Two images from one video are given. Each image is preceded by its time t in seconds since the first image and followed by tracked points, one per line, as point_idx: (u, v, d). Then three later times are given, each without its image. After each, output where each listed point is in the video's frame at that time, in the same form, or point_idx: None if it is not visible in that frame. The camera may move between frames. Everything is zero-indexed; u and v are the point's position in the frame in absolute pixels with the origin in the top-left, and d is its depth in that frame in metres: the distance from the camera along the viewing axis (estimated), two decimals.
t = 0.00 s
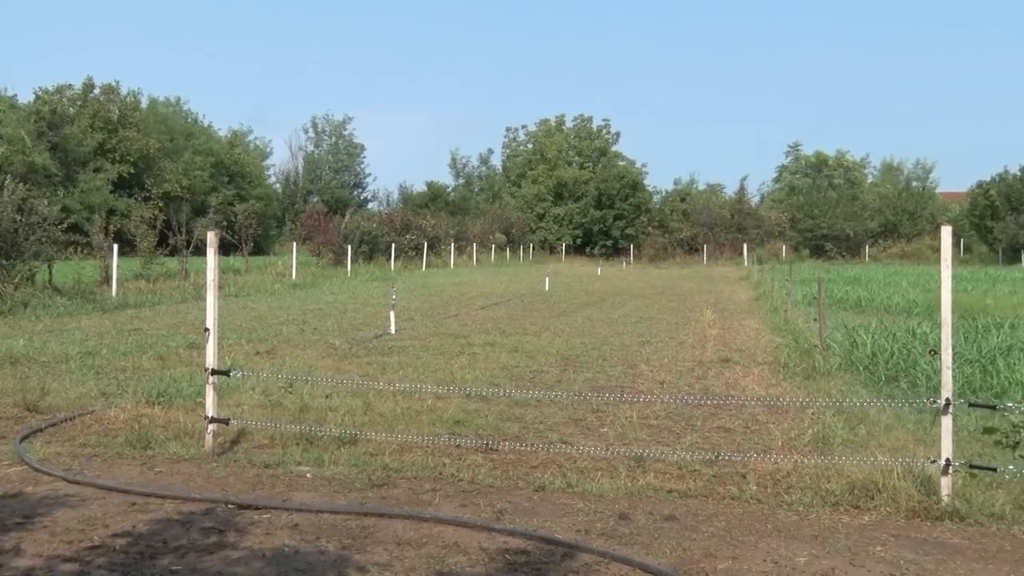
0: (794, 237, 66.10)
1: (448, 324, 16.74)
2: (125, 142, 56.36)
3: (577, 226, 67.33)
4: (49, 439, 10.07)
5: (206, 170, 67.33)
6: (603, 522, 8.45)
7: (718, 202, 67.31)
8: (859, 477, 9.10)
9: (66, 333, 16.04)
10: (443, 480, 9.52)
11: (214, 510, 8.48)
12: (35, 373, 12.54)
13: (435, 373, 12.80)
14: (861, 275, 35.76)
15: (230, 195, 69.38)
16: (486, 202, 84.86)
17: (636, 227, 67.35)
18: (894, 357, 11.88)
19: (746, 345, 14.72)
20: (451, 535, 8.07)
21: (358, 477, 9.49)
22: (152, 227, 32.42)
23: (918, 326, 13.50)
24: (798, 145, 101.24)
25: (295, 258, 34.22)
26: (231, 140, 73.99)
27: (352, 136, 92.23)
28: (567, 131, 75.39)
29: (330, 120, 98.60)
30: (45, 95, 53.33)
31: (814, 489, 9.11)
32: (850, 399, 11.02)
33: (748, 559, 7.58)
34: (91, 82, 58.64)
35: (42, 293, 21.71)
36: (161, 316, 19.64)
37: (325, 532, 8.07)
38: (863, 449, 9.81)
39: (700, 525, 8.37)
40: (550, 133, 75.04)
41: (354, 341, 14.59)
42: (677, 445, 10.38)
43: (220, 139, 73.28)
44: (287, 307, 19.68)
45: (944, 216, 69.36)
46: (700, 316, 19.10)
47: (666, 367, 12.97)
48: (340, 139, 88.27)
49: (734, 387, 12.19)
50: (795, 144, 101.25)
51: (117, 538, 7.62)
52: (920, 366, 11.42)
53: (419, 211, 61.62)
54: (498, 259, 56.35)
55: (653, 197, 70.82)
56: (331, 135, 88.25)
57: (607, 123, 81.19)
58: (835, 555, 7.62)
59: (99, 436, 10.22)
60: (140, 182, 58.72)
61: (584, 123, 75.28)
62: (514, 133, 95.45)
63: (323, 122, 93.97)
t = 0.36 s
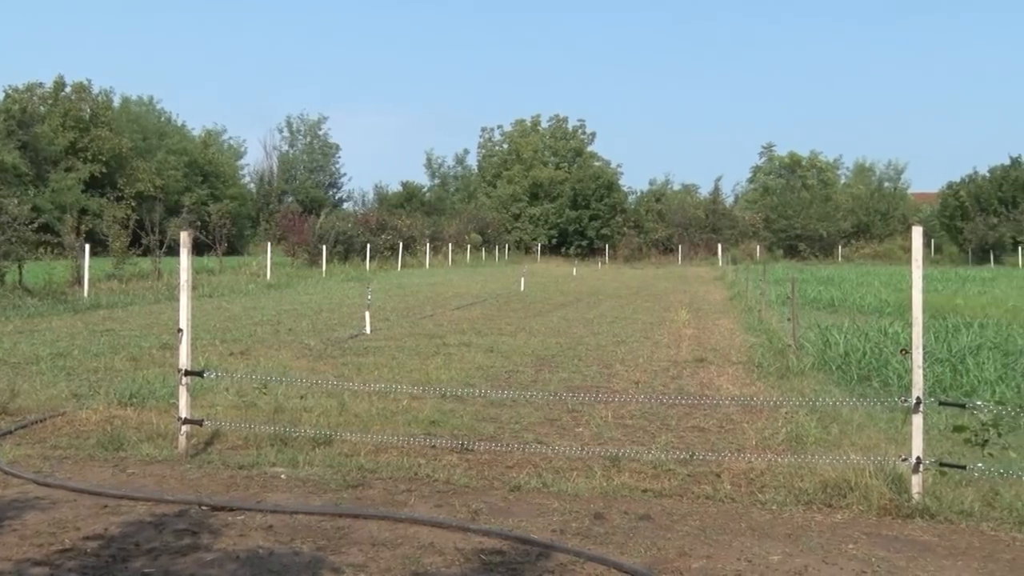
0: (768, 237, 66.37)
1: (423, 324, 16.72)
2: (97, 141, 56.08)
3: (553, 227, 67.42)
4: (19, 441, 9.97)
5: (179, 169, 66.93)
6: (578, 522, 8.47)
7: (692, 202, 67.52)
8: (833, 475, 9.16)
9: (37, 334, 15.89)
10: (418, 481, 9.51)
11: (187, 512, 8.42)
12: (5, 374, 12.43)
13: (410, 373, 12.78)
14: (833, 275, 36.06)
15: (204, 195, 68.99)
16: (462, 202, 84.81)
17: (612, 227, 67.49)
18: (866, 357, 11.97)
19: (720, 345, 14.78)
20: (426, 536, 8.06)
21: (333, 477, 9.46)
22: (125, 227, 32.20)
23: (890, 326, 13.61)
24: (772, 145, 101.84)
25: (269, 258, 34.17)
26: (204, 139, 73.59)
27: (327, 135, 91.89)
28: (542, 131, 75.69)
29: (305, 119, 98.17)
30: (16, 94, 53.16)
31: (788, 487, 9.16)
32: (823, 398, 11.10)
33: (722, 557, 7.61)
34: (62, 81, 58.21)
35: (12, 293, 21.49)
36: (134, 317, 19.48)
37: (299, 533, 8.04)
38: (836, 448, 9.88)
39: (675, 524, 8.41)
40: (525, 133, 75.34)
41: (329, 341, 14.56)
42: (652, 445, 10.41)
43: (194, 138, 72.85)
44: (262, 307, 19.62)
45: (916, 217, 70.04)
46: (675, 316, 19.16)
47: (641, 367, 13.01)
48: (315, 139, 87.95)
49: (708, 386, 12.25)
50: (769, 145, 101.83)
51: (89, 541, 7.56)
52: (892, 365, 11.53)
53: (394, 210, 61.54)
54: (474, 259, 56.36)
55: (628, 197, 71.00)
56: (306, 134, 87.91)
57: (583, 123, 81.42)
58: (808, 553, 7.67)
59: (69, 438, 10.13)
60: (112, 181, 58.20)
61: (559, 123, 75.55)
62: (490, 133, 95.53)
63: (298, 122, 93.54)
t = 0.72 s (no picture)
0: (744, 237, 66.59)
1: (401, 325, 16.70)
2: (70, 140, 55.58)
3: (530, 227, 67.48)
4: None
5: (154, 169, 66.50)
6: (556, 522, 8.48)
7: (669, 202, 67.66)
8: (808, 474, 9.21)
9: (10, 335, 15.74)
10: (396, 481, 9.50)
11: (163, 513, 8.37)
12: None
13: (388, 373, 12.76)
14: (807, 275, 36.33)
15: (180, 195, 68.60)
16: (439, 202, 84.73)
17: (589, 227, 67.75)
18: (841, 356, 12.05)
19: (697, 345, 14.84)
20: (403, 536, 8.05)
21: (310, 478, 9.43)
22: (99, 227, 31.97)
23: (865, 325, 13.71)
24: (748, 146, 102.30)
25: (246, 258, 34.15)
26: (180, 139, 73.14)
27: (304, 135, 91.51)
28: (519, 131, 75.87)
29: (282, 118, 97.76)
30: None
31: (764, 486, 9.21)
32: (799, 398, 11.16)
33: (698, 557, 7.64)
34: (35, 79, 57.69)
35: None
36: (109, 318, 19.33)
37: (276, 534, 8.00)
38: (812, 447, 9.95)
39: (652, 523, 8.44)
40: (503, 133, 75.59)
41: (306, 341, 14.52)
42: (629, 445, 10.43)
43: (169, 138, 72.41)
44: (239, 307, 19.54)
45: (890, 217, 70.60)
46: (652, 316, 19.20)
47: (619, 367, 13.04)
48: (292, 138, 87.63)
49: (685, 386, 12.30)
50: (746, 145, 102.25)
51: (62, 544, 7.50)
52: (866, 365, 11.62)
53: (371, 210, 61.48)
54: (451, 259, 56.38)
55: (605, 198, 71.20)
56: (283, 134, 87.48)
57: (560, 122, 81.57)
58: (783, 552, 7.71)
59: (43, 440, 10.05)
60: (87, 181, 57.71)
61: (536, 123, 75.78)
62: (468, 133, 95.50)
63: (275, 121, 93.14)
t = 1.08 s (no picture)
0: (720, 237, 66.77)
1: (377, 325, 16.65)
2: (43, 139, 54.78)
3: (507, 227, 67.44)
4: None
5: (129, 168, 66.01)
6: (533, 522, 8.48)
7: (646, 203, 67.78)
8: (783, 473, 9.26)
9: None
10: (372, 482, 9.47)
11: (136, 515, 8.31)
12: None
13: (364, 374, 12.73)
14: (782, 275, 36.60)
15: (154, 194, 68.09)
16: (417, 202, 84.60)
17: (566, 227, 67.86)
18: (816, 356, 12.12)
19: (674, 345, 14.87)
20: (380, 537, 8.03)
21: (286, 479, 9.40)
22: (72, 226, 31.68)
23: (840, 325, 13.81)
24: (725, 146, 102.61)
25: (221, 258, 34.02)
26: (155, 138, 72.60)
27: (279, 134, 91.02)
28: (496, 132, 75.91)
29: (258, 117, 97.21)
30: None
31: (740, 485, 9.25)
32: (775, 397, 11.21)
33: (674, 556, 7.67)
34: (7, 78, 57.04)
35: None
36: (82, 319, 19.16)
37: (251, 536, 7.96)
38: (787, 446, 10.02)
39: (628, 523, 8.45)
40: (480, 134, 75.56)
41: (283, 342, 14.46)
42: (605, 444, 10.45)
43: (144, 137, 71.87)
44: (214, 308, 19.42)
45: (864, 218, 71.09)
46: (628, 316, 19.25)
47: (595, 367, 13.07)
48: (267, 138, 87.07)
49: (661, 385, 12.35)
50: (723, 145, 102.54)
51: (33, 547, 7.43)
52: (841, 364, 11.70)
53: (348, 210, 61.28)
54: (428, 259, 56.31)
55: (582, 198, 71.25)
56: (259, 134, 86.98)
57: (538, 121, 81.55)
58: (759, 550, 7.75)
59: (14, 442, 9.96)
60: (59, 180, 57.23)
61: (513, 124, 75.83)
62: (445, 133, 95.37)
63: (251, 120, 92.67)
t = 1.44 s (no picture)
0: (694, 238, 67.06)
1: (352, 326, 16.60)
2: (13, 139, 53.52)
3: (482, 227, 67.39)
4: None
5: (100, 168, 65.56)
6: (507, 522, 8.48)
7: (621, 203, 67.93)
8: (756, 472, 9.30)
9: None
10: (347, 483, 9.44)
11: (107, 518, 8.24)
12: None
13: (339, 375, 12.69)
14: (754, 275, 36.89)
15: (127, 194, 67.56)
16: (392, 202, 84.49)
17: (541, 228, 67.85)
18: (790, 356, 12.19)
19: (648, 345, 14.92)
20: (354, 538, 8.00)
21: (260, 480, 9.34)
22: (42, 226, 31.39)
23: (812, 324, 13.91)
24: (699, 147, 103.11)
25: (194, 257, 33.90)
26: (127, 138, 72.09)
27: (253, 134, 90.62)
28: (471, 132, 75.90)
29: (232, 116, 96.72)
30: None
31: (713, 485, 9.29)
32: (749, 397, 11.26)
33: (648, 555, 7.70)
34: None
35: None
36: (52, 319, 18.98)
37: (224, 538, 7.92)
38: (760, 445, 10.08)
39: (603, 522, 8.48)
40: (455, 134, 75.62)
41: (256, 342, 14.39)
42: (580, 445, 10.46)
43: (116, 137, 71.33)
44: (187, 308, 19.29)
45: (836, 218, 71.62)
46: (603, 316, 19.30)
47: (570, 367, 13.09)
48: (241, 138, 86.62)
49: (635, 385, 12.39)
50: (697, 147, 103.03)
51: (3, 551, 7.36)
52: (813, 364, 11.78)
53: (323, 211, 61.10)
54: (402, 259, 56.26)
55: (556, 198, 71.25)
56: (233, 134, 86.56)
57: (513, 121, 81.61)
58: (732, 549, 7.79)
59: None
60: (30, 180, 56.84)
61: (488, 124, 75.92)
62: (420, 132, 95.26)
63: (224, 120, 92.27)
